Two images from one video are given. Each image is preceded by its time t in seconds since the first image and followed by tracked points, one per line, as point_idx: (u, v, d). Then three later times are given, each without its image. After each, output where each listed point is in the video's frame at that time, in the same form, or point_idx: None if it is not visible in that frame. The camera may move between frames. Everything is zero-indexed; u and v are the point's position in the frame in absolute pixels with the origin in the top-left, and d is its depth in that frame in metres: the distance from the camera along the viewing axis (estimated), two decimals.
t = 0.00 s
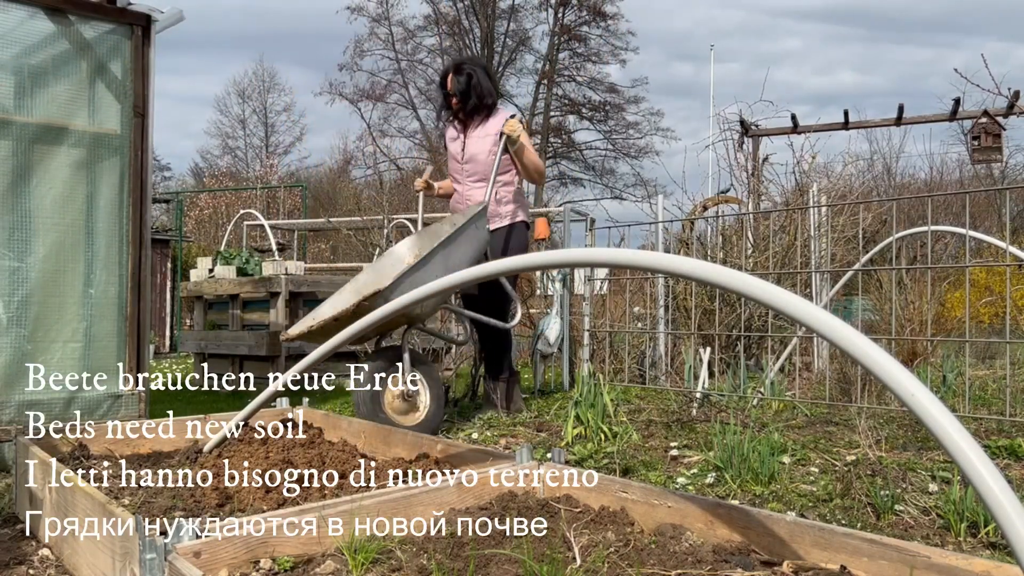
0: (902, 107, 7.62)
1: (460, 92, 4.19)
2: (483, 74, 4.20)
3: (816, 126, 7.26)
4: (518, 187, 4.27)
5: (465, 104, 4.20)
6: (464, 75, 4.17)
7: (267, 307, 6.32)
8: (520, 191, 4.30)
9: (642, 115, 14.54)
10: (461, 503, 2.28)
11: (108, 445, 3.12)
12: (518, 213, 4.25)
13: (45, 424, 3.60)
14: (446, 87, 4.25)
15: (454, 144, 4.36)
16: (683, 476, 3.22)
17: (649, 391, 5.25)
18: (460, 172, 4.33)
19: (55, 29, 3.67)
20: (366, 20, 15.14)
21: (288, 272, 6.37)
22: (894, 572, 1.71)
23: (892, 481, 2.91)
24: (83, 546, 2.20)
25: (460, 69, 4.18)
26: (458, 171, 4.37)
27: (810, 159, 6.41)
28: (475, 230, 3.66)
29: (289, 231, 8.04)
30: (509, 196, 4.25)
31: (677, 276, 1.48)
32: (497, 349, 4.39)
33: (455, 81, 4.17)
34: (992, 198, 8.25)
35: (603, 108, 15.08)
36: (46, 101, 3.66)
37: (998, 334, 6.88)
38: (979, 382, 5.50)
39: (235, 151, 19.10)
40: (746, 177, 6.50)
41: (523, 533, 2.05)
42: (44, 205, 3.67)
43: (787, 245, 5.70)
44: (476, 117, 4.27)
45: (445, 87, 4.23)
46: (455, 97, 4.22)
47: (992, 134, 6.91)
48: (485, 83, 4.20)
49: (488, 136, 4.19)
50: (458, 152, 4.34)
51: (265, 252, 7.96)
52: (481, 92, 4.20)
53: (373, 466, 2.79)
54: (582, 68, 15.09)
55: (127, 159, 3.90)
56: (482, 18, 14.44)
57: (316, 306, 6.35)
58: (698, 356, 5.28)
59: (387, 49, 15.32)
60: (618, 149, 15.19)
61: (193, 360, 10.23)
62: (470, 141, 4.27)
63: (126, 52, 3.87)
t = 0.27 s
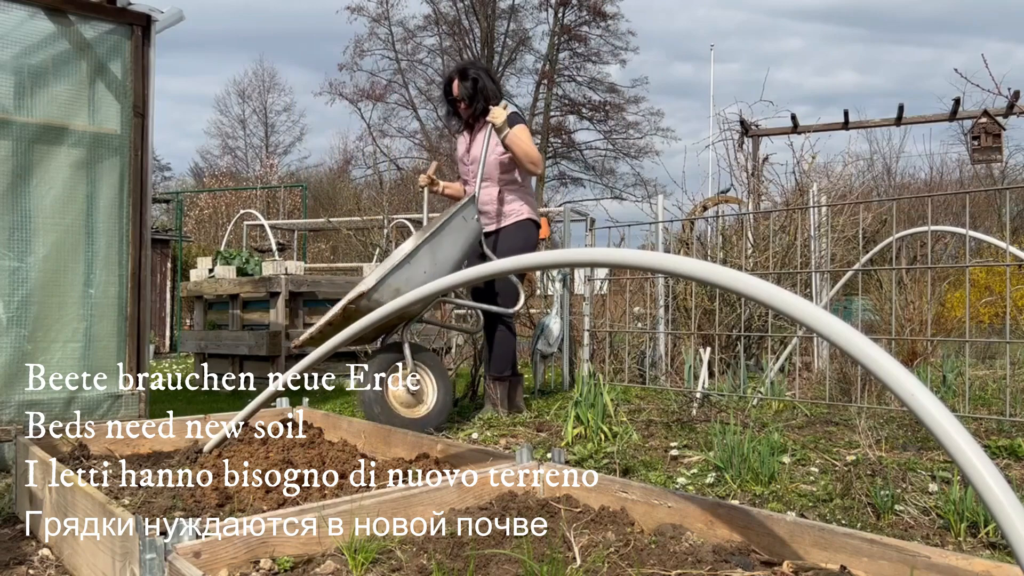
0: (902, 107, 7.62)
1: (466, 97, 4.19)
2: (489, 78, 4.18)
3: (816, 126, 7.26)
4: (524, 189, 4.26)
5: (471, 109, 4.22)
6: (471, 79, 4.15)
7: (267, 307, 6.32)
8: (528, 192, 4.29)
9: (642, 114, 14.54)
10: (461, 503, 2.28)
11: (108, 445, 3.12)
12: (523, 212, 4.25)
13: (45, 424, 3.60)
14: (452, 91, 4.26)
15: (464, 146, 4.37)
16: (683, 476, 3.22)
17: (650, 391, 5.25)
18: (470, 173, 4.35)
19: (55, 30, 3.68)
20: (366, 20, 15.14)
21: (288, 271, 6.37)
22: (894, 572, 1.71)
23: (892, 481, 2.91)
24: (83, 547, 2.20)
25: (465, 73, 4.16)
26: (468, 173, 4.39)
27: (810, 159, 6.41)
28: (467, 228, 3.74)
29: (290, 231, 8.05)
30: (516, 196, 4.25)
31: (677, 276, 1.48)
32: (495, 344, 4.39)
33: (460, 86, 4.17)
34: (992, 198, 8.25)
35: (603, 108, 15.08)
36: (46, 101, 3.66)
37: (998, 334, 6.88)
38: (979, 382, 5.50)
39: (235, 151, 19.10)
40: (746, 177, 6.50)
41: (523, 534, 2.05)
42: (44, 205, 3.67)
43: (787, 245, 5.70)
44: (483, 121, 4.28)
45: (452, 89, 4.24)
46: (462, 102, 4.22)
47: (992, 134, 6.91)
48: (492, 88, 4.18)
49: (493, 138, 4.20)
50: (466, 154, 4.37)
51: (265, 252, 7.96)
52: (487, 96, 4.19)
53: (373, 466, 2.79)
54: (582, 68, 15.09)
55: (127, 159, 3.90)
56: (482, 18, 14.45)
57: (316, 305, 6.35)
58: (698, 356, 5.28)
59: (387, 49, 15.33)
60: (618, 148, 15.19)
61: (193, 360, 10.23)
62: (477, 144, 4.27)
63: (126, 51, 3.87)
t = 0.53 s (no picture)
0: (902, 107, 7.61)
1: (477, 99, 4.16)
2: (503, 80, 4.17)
3: (816, 126, 7.26)
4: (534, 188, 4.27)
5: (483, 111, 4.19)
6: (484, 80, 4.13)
7: (267, 307, 6.32)
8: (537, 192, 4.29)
9: (642, 114, 14.54)
10: (461, 503, 2.28)
11: (108, 445, 3.12)
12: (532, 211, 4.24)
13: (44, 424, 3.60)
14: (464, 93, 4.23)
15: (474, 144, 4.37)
16: (683, 476, 3.22)
17: (650, 391, 5.25)
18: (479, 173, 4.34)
19: (55, 30, 3.68)
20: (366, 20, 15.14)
21: (288, 271, 6.37)
22: (894, 572, 1.71)
23: (892, 481, 2.91)
24: (83, 546, 2.20)
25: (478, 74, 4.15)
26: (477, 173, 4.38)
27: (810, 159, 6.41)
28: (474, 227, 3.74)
29: (290, 231, 8.05)
30: (526, 198, 4.24)
31: (677, 276, 1.48)
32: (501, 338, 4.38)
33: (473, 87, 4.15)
34: (992, 198, 8.25)
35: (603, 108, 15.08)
36: (46, 101, 3.66)
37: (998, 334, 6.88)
38: (979, 382, 5.50)
39: (235, 151, 19.10)
40: (746, 177, 6.50)
41: (523, 534, 2.05)
42: (44, 205, 3.67)
43: (787, 245, 5.70)
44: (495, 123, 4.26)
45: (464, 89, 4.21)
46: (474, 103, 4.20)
47: (992, 134, 6.92)
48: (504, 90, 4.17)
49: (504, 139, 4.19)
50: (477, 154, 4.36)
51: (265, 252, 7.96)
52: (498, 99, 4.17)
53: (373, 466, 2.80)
54: (582, 68, 15.10)
55: (127, 159, 3.90)
56: (482, 18, 14.45)
57: (316, 305, 6.35)
58: (698, 356, 5.28)
59: (387, 49, 15.34)
60: (618, 148, 15.18)
61: (193, 360, 10.23)
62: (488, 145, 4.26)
63: (126, 51, 3.87)
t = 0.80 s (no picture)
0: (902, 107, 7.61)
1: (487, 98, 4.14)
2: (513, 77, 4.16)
3: (816, 126, 7.26)
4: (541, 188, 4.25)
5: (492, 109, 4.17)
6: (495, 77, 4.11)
7: (267, 307, 6.31)
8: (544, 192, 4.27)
9: (642, 114, 14.55)
10: (461, 503, 2.28)
11: (108, 445, 3.12)
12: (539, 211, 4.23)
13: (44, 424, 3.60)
14: (474, 91, 4.22)
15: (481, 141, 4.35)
16: (683, 476, 3.22)
17: (650, 391, 5.24)
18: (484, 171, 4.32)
19: (55, 30, 3.68)
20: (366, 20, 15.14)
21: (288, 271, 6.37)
22: (894, 572, 1.71)
23: (891, 481, 2.91)
24: (83, 547, 2.20)
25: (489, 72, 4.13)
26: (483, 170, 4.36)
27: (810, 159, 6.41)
28: (465, 227, 3.77)
29: (290, 231, 8.05)
30: (532, 198, 4.22)
31: (678, 277, 1.48)
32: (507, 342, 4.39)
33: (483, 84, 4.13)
34: (991, 198, 8.25)
35: (603, 107, 15.09)
36: (46, 101, 3.66)
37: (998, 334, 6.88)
38: (979, 382, 5.50)
39: (235, 151, 19.10)
40: (746, 177, 6.50)
41: (523, 534, 2.05)
42: (44, 205, 3.67)
43: (787, 245, 5.71)
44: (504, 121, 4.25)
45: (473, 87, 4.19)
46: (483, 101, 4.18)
47: (992, 134, 6.92)
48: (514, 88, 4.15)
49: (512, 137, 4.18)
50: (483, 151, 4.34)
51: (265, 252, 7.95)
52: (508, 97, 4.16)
53: (372, 466, 2.80)
54: (582, 68, 15.10)
55: (127, 159, 3.90)
56: (482, 18, 14.45)
57: (316, 305, 6.35)
58: (698, 355, 5.28)
59: (387, 49, 15.34)
60: (618, 148, 15.18)
61: (193, 360, 10.22)
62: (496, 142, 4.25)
63: (126, 51, 3.87)
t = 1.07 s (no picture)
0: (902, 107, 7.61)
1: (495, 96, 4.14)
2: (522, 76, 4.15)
3: (816, 126, 7.26)
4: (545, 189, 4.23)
5: (501, 107, 4.16)
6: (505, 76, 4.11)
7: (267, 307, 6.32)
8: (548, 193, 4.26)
9: (642, 114, 14.55)
10: (461, 503, 2.28)
11: (108, 445, 3.12)
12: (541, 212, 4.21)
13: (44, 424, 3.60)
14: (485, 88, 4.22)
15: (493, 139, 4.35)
16: (683, 476, 3.22)
17: (650, 391, 5.24)
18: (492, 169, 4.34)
19: (55, 30, 3.68)
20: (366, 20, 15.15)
21: (288, 271, 6.37)
22: (894, 572, 1.71)
23: (891, 481, 2.91)
24: (83, 547, 2.20)
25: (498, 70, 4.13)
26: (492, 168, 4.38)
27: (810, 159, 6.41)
28: (416, 229, 3.89)
29: (289, 230, 8.05)
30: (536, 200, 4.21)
31: (678, 276, 1.48)
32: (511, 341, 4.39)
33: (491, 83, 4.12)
34: (991, 197, 8.25)
35: (603, 108, 15.09)
36: (46, 101, 3.66)
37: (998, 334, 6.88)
38: (979, 382, 5.50)
39: (235, 151, 19.10)
40: (746, 177, 6.50)
41: (523, 534, 2.05)
42: (44, 205, 3.67)
43: (787, 245, 5.71)
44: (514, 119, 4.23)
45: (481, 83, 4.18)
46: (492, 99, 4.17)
47: (992, 134, 6.92)
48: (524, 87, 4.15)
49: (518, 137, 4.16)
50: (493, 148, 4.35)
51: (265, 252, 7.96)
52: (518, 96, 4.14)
53: (372, 466, 2.80)
54: (582, 68, 15.10)
55: (126, 159, 3.90)
56: (482, 18, 14.46)
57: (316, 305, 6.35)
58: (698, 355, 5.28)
59: (387, 49, 15.35)
60: (618, 148, 15.18)
61: (193, 360, 10.23)
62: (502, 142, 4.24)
63: (126, 51, 3.87)
